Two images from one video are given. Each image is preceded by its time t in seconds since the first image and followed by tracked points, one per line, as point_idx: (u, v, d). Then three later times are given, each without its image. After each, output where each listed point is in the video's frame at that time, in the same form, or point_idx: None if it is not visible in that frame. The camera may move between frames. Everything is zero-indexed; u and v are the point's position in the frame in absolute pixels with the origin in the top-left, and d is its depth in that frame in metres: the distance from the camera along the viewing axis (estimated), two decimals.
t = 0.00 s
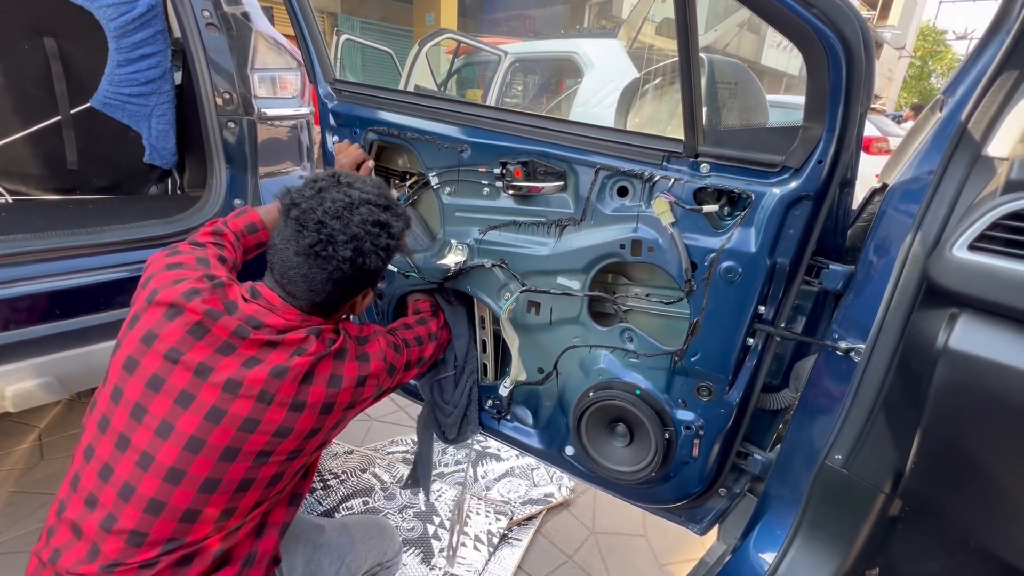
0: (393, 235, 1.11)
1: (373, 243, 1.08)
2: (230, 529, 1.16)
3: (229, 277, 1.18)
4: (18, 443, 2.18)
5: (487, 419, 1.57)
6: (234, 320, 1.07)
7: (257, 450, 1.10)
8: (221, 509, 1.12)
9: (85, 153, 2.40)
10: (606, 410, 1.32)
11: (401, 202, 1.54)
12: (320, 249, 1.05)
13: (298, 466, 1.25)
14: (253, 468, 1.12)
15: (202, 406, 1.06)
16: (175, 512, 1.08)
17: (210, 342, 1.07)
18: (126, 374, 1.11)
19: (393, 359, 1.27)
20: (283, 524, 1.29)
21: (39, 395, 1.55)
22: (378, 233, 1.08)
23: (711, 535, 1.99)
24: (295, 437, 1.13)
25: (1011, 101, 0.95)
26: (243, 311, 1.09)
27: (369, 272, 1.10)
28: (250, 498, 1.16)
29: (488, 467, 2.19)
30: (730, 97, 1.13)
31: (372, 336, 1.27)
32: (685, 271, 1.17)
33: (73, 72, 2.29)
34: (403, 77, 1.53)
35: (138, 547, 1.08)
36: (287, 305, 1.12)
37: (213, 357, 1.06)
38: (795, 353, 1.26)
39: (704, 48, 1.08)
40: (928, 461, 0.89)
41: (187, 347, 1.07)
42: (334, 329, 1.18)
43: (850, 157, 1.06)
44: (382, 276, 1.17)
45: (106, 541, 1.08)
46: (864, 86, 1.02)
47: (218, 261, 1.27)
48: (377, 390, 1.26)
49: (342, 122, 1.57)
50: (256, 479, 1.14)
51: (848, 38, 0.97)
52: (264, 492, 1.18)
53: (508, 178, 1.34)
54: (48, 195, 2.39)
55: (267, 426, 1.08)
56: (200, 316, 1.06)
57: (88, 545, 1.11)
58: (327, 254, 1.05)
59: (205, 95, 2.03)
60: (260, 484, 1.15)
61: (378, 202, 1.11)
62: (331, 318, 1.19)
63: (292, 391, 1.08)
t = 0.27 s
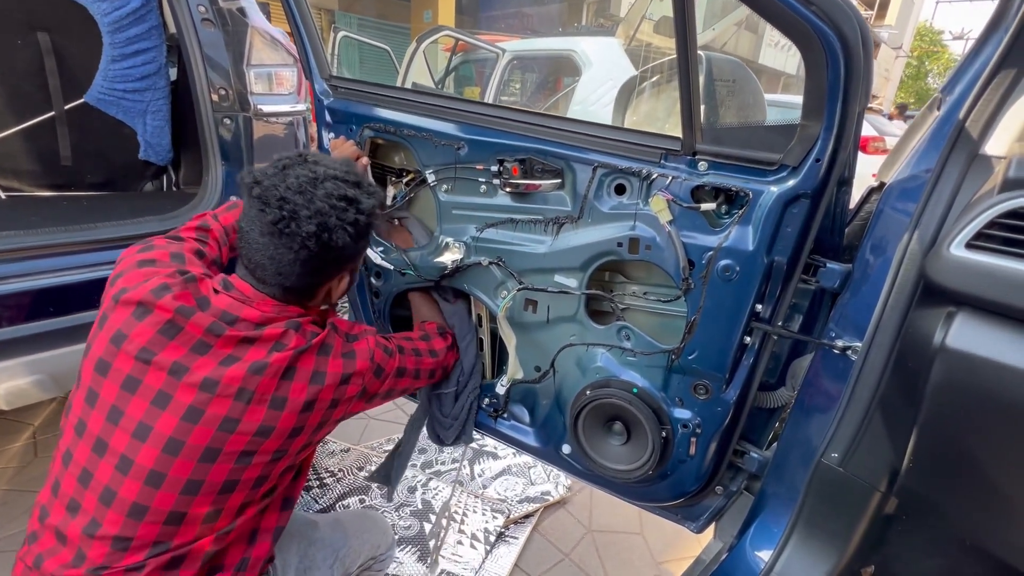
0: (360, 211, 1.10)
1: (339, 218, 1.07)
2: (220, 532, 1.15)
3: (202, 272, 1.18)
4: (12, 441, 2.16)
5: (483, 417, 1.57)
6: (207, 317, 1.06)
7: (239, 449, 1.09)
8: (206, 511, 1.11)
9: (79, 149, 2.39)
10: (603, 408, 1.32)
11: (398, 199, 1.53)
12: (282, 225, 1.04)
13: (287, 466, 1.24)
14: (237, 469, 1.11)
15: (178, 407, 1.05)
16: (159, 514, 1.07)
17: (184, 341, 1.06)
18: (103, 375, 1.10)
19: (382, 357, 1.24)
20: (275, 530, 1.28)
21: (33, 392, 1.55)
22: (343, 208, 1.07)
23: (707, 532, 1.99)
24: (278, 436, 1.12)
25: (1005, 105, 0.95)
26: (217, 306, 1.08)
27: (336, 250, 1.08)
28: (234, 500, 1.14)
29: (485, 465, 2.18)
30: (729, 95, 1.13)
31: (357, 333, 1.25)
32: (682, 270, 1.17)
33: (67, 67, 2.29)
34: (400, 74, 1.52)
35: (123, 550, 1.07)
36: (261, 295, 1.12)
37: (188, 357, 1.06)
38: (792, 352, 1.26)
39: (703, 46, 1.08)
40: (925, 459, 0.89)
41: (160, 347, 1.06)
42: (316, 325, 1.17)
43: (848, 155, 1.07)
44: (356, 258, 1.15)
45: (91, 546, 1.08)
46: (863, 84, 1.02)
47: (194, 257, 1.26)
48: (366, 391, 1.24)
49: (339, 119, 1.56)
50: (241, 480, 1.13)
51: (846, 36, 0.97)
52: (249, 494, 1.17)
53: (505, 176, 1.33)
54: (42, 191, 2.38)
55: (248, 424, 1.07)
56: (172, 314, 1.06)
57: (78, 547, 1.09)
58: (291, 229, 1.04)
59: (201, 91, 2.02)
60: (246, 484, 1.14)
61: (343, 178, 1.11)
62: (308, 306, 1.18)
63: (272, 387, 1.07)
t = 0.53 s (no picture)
0: (317, 195, 1.10)
1: (290, 202, 1.06)
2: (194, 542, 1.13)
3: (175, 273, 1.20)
4: (9, 440, 2.15)
5: (481, 418, 1.57)
6: (171, 316, 1.08)
7: (201, 458, 1.06)
8: (166, 522, 1.09)
9: (77, 147, 2.40)
10: (601, 409, 1.32)
11: (396, 199, 1.54)
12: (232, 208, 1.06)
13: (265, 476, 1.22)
14: (200, 480, 1.08)
15: (138, 411, 1.05)
16: (119, 526, 1.06)
17: (146, 342, 1.06)
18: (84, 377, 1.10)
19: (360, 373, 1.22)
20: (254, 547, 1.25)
21: (31, 391, 1.55)
22: (296, 190, 1.07)
23: (705, 532, 2.00)
24: (243, 446, 1.09)
25: (999, 107, 0.96)
26: (183, 305, 1.10)
27: (290, 234, 1.07)
28: (202, 512, 1.12)
29: (482, 464, 2.19)
30: (726, 97, 1.13)
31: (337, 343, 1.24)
32: (679, 271, 1.18)
33: (65, 65, 2.30)
34: (398, 73, 1.52)
35: (88, 561, 1.06)
36: (230, 293, 1.13)
37: (148, 359, 1.05)
38: (787, 352, 1.27)
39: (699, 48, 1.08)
40: (918, 459, 0.90)
41: (121, 348, 1.06)
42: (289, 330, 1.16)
43: (844, 157, 1.07)
44: (319, 249, 1.13)
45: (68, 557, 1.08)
46: (859, 87, 1.02)
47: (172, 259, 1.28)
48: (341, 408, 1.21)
49: (336, 118, 1.56)
50: (204, 493, 1.09)
51: (843, 39, 0.98)
52: (218, 507, 1.14)
53: (503, 176, 1.33)
54: (39, 190, 2.39)
55: (209, 433, 1.05)
56: (134, 313, 1.07)
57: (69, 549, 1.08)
58: (240, 211, 1.06)
59: (200, 89, 2.03)
60: (212, 497, 1.11)
61: (302, 164, 1.12)
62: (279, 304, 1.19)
63: (237, 392, 1.06)
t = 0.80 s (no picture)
0: (265, 170, 1.07)
1: (231, 171, 1.05)
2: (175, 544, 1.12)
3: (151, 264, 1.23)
4: (11, 431, 2.16)
5: (483, 412, 1.56)
6: (140, 306, 1.09)
7: (171, 458, 1.05)
8: (136, 524, 1.06)
9: (75, 139, 2.46)
10: (604, 403, 1.31)
11: (397, 192, 1.52)
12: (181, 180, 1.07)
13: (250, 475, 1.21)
14: (170, 480, 1.06)
15: (107, 406, 1.04)
16: (87, 525, 1.03)
17: (119, 334, 1.07)
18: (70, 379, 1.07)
19: (341, 380, 1.18)
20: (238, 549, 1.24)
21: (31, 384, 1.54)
22: (241, 163, 1.06)
23: (707, 527, 1.99)
24: (215, 448, 1.07)
25: (1016, 93, 0.94)
26: (156, 297, 1.11)
27: (231, 207, 1.04)
28: (175, 514, 1.09)
29: (484, 459, 2.18)
30: (733, 88, 1.12)
31: (325, 348, 1.20)
32: (684, 264, 1.16)
33: (63, 56, 2.35)
34: (400, 66, 1.50)
35: (58, 561, 1.05)
36: (203, 282, 1.13)
37: (118, 351, 1.06)
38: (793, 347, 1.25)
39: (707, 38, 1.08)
40: (928, 454, 0.89)
41: (92, 341, 1.07)
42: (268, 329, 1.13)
43: (853, 150, 1.06)
44: (269, 229, 1.08)
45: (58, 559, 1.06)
46: (870, 76, 1.01)
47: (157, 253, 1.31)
48: (319, 417, 1.17)
49: (336, 110, 1.54)
50: (176, 494, 1.07)
51: (854, 28, 0.96)
52: (192, 510, 1.11)
53: (505, 168, 1.33)
54: (37, 182, 2.46)
55: (179, 433, 1.04)
56: (105, 304, 1.09)
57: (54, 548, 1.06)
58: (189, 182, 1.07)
59: (199, 81, 2.00)
60: (184, 501, 1.08)
61: (262, 142, 1.12)
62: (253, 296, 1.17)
63: (209, 391, 1.04)
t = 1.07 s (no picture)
0: (188, 144, 0.98)
1: (150, 145, 0.98)
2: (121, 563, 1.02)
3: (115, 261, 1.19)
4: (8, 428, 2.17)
5: (479, 411, 1.56)
6: (87, 302, 1.04)
7: (110, 464, 0.97)
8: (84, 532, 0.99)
9: (71, 136, 2.48)
10: (600, 402, 1.31)
11: (394, 190, 1.52)
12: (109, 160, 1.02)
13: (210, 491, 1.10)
14: (112, 489, 0.97)
15: (55, 405, 0.99)
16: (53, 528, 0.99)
17: (67, 331, 1.03)
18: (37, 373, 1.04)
19: (299, 388, 1.05)
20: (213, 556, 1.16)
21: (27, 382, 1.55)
22: (161, 136, 0.98)
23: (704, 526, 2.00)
24: (155, 456, 0.98)
25: (1009, 97, 0.95)
26: (104, 291, 1.05)
27: (149, 182, 0.97)
28: (121, 526, 1.00)
29: (481, 458, 2.18)
30: (730, 87, 1.12)
31: (287, 349, 1.08)
32: (681, 264, 1.16)
33: (59, 53, 2.35)
34: (397, 65, 1.49)
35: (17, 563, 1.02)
36: (153, 274, 1.06)
37: (65, 348, 1.01)
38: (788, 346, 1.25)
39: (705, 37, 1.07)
40: (922, 453, 0.89)
41: (43, 338, 1.04)
42: (218, 326, 1.03)
43: (849, 150, 1.06)
44: (198, 209, 0.99)
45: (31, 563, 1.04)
46: (866, 76, 1.01)
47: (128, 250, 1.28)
48: (272, 427, 1.05)
49: (333, 108, 1.54)
50: (121, 505, 0.98)
51: (850, 26, 0.96)
52: (141, 523, 1.02)
53: (502, 167, 1.32)
54: (33, 179, 2.46)
55: (116, 436, 0.96)
56: (55, 301, 1.06)
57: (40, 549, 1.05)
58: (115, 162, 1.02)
59: (195, 79, 2.00)
60: (128, 512, 0.99)
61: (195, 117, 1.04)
62: (206, 289, 1.08)
63: (147, 393, 0.96)
